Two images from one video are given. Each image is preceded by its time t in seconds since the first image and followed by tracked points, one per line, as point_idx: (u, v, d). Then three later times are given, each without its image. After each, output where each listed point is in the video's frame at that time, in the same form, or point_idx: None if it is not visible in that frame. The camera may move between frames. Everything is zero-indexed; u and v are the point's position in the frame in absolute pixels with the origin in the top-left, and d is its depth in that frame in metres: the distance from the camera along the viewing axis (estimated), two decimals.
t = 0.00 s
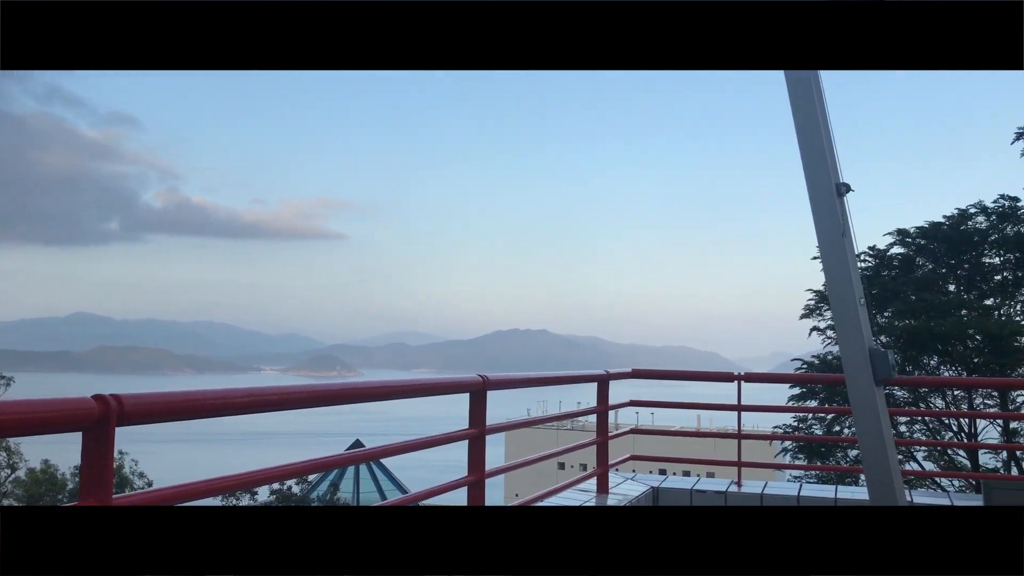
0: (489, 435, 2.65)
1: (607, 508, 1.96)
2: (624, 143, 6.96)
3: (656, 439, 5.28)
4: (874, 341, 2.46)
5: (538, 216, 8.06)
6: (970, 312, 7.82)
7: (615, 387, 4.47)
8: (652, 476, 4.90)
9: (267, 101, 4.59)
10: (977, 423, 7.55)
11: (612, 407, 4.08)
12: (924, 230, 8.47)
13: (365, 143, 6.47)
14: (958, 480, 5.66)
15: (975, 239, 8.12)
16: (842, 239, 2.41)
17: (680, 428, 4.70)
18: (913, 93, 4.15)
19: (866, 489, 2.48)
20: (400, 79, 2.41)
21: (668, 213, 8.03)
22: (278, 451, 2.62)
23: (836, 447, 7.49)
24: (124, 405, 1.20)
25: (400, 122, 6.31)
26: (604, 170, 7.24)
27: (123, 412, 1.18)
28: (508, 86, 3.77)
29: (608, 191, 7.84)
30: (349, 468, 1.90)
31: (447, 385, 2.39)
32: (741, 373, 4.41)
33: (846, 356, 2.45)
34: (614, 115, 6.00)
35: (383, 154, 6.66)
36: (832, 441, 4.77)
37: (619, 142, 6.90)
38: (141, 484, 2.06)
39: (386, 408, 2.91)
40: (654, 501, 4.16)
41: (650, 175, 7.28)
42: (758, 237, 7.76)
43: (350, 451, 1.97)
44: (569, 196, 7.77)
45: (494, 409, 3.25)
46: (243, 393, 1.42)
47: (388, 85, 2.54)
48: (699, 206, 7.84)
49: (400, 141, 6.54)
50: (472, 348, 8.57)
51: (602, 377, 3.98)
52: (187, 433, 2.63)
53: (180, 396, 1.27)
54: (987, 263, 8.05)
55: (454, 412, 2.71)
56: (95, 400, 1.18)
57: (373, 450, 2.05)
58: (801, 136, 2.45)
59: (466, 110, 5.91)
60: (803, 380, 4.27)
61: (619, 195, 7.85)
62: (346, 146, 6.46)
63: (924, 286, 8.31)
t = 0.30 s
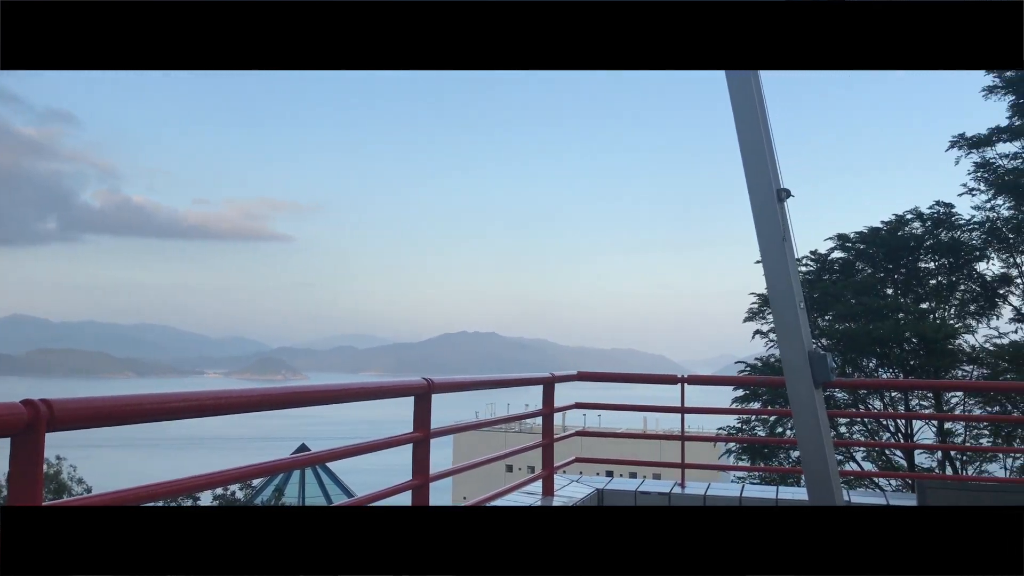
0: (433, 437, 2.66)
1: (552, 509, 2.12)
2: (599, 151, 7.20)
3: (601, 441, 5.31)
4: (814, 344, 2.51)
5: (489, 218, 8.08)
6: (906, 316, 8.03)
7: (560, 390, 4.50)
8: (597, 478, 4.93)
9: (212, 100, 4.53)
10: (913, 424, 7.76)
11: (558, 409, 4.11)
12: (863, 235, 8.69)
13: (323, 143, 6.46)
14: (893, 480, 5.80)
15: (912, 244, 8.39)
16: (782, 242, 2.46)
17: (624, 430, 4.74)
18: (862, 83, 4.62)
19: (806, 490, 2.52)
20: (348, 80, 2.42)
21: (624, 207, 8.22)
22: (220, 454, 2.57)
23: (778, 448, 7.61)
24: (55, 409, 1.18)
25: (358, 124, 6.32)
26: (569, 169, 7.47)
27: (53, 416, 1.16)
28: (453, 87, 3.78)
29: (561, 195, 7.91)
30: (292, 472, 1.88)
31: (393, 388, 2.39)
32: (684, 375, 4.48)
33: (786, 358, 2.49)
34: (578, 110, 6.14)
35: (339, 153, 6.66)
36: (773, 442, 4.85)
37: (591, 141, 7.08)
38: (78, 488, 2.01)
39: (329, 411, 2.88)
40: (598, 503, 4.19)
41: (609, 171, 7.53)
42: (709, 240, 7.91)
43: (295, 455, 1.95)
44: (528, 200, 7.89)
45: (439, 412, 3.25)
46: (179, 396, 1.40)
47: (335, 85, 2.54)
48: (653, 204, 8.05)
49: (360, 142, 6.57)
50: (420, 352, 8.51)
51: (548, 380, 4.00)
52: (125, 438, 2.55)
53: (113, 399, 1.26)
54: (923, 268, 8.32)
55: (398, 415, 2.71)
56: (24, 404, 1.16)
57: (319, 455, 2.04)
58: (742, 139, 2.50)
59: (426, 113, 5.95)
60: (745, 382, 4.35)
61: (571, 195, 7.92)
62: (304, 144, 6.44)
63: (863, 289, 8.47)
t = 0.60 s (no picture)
0: (378, 440, 2.66)
1: (501, 509, 2.06)
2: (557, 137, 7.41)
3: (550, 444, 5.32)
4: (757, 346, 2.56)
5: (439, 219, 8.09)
6: (848, 318, 8.19)
7: (508, 392, 4.51)
8: (544, 479, 4.94)
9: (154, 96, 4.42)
10: (854, 426, 7.92)
11: (505, 411, 4.12)
12: (807, 238, 8.79)
13: (275, 135, 6.42)
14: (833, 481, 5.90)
15: (855, 247, 8.53)
16: (726, 243, 2.51)
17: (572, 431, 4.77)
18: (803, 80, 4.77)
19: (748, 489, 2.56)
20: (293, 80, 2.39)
21: (594, 203, 8.29)
22: (161, 458, 2.53)
23: (723, 449, 7.71)
24: None
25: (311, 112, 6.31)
26: (569, 169, 7.88)
27: None
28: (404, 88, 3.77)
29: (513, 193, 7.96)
30: (240, 475, 1.87)
31: (339, 391, 2.38)
32: (630, 376, 4.52)
33: (729, 359, 2.54)
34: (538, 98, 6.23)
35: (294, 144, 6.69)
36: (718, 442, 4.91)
37: (563, 135, 7.28)
38: (13, 494, 1.95)
39: (274, 415, 2.85)
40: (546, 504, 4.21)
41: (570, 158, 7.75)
42: (656, 240, 7.99)
43: (240, 458, 1.93)
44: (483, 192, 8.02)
45: (386, 414, 3.24)
46: (114, 400, 1.38)
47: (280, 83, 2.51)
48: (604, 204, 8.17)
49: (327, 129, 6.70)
50: (368, 354, 8.43)
51: (496, 382, 4.02)
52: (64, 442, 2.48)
53: (43, 403, 1.24)
54: (864, 271, 8.47)
55: (343, 418, 2.70)
56: None
57: (264, 459, 2.02)
58: (686, 142, 2.55)
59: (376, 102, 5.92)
60: (691, 384, 4.40)
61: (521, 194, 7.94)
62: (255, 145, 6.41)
63: (807, 291, 8.61)
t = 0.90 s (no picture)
0: (327, 443, 2.64)
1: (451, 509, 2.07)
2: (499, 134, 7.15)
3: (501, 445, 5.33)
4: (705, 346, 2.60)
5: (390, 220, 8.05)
6: (795, 319, 8.31)
7: (459, 393, 4.50)
8: (495, 480, 4.95)
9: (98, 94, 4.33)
10: (800, 426, 8.04)
11: (456, 412, 4.12)
12: (756, 241, 8.87)
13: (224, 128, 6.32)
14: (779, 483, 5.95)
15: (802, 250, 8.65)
16: (675, 246, 2.54)
17: (523, 433, 4.79)
18: (749, 79, 4.82)
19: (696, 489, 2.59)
20: (243, 81, 2.37)
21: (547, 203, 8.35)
22: (104, 462, 2.48)
23: (672, 448, 7.81)
24: None
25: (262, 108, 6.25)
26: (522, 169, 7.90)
27: None
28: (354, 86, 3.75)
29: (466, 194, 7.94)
30: (187, 480, 1.85)
31: (288, 394, 2.36)
32: (580, 377, 4.56)
33: (677, 359, 2.57)
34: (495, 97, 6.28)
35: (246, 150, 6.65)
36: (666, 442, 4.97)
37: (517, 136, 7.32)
38: None
39: (221, 418, 2.82)
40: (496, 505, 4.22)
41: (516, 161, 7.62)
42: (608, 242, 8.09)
43: (187, 461, 1.91)
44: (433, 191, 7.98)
45: (335, 416, 3.22)
46: (54, 403, 1.35)
47: (229, 83, 2.48)
48: (556, 206, 8.23)
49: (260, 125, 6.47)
50: (319, 356, 8.34)
51: (447, 383, 4.01)
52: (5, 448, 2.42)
53: None
54: (811, 274, 8.59)
55: (291, 420, 2.68)
56: None
57: (211, 462, 2.00)
58: (636, 143, 2.57)
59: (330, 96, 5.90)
60: (640, 385, 4.44)
61: (474, 193, 7.93)
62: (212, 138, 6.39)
63: (755, 293, 8.73)
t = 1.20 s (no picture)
0: (278, 444, 2.61)
1: (403, 510, 2.05)
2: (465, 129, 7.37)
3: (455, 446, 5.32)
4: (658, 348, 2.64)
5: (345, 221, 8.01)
6: (748, 321, 8.41)
7: (413, 395, 4.49)
8: (449, 481, 4.94)
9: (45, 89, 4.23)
10: (752, 426, 8.13)
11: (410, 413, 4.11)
12: (709, 243, 8.95)
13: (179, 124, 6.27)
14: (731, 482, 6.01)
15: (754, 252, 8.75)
16: (629, 247, 2.55)
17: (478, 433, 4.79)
18: (702, 82, 4.89)
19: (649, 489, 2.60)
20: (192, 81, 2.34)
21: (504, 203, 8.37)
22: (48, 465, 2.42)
23: (627, 449, 7.90)
24: None
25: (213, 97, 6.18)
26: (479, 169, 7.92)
27: None
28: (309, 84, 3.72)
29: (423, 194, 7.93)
30: (135, 482, 1.82)
31: (238, 395, 2.33)
32: (535, 378, 4.57)
33: (631, 360, 2.60)
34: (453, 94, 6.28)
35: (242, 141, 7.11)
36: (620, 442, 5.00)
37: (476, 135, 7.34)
38: None
39: (170, 420, 2.77)
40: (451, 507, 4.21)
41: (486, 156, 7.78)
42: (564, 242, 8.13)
43: (136, 464, 1.88)
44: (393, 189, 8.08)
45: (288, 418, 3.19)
46: None
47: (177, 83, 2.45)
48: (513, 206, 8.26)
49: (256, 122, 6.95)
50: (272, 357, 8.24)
51: (402, 385, 4.00)
52: None
53: None
54: (763, 276, 8.69)
55: (241, 422, 2.64)
56: None
57: (163, 465, 1.97)
58: (590, 144, 2.59)
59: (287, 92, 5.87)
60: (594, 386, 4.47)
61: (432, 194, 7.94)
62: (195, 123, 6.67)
63: (709, 295, 8.82)
